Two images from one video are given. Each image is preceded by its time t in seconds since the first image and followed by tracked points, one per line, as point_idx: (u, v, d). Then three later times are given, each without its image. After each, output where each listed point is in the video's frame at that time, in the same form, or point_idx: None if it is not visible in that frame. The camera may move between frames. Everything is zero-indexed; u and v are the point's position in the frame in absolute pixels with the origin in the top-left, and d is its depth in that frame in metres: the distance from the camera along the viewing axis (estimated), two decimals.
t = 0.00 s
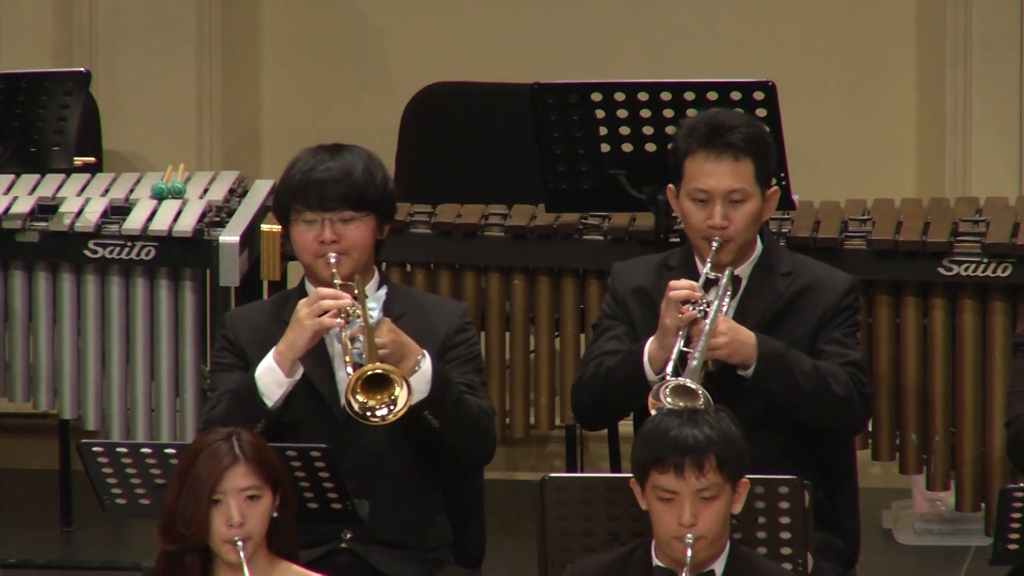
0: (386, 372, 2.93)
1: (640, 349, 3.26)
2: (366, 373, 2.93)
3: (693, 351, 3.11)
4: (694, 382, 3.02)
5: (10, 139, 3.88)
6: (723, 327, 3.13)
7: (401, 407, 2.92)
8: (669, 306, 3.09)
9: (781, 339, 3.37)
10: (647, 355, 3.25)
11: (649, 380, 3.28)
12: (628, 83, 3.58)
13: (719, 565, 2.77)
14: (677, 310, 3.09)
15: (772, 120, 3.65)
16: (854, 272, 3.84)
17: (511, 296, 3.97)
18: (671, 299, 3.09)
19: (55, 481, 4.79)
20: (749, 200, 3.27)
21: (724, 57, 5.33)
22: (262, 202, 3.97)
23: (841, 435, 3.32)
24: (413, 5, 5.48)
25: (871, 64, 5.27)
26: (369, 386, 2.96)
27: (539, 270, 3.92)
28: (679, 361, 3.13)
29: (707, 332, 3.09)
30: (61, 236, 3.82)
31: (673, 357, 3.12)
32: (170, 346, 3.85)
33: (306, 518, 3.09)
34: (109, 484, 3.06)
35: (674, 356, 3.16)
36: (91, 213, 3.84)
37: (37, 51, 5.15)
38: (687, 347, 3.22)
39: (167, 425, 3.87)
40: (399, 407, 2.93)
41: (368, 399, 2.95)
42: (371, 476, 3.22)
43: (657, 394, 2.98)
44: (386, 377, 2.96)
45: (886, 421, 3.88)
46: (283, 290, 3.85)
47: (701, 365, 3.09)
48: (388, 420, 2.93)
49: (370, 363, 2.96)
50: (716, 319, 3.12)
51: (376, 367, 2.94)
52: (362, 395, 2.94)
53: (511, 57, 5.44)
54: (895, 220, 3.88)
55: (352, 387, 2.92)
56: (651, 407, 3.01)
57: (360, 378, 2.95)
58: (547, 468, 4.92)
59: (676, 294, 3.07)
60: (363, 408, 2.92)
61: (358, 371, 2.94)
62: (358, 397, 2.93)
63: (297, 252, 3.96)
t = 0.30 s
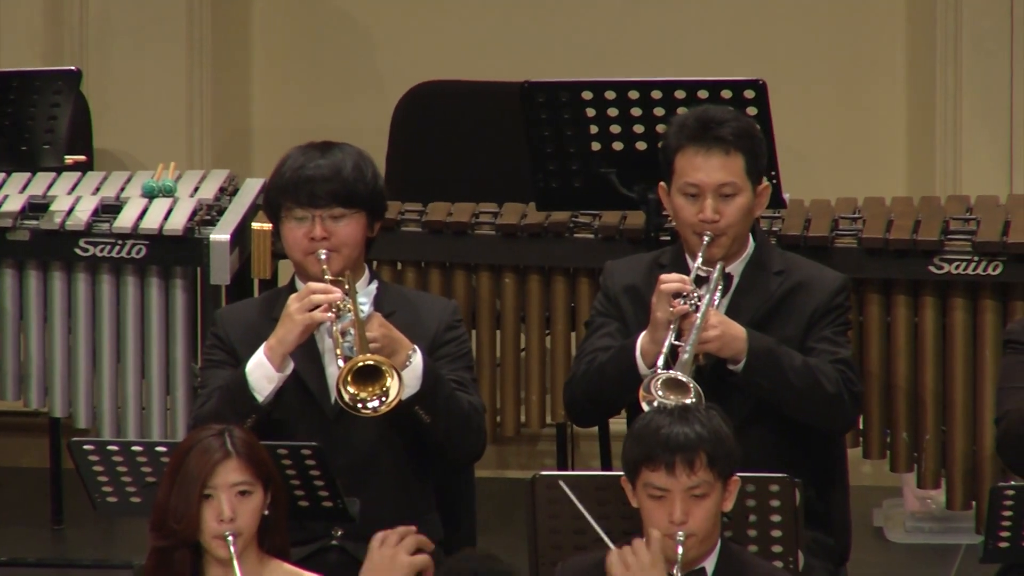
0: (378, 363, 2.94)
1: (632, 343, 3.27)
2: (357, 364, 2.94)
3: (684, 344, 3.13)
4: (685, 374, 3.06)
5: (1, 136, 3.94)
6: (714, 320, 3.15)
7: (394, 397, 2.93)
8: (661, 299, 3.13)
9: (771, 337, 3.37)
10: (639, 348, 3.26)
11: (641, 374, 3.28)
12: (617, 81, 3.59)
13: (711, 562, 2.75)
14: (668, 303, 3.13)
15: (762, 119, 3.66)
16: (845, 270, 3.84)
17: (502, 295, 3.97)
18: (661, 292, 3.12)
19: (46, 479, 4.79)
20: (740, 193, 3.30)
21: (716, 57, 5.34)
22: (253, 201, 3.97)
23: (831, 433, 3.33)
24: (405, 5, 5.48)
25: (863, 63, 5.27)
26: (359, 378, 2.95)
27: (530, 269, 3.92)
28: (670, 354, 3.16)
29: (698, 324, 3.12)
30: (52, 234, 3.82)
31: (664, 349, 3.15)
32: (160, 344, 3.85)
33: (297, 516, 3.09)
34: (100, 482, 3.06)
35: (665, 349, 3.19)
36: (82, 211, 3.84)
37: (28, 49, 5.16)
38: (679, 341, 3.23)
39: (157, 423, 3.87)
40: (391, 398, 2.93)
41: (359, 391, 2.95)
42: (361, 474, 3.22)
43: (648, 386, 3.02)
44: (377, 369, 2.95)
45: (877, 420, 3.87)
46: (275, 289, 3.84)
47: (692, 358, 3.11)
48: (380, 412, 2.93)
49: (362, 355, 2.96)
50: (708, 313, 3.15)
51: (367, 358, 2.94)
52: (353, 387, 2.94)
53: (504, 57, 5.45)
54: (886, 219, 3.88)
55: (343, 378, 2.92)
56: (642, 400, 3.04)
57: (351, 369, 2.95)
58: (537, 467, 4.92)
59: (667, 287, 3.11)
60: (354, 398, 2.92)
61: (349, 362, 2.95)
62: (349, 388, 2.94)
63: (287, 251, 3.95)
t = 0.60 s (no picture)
0: (369, 372, 2.93)
1: (624, 344, 3.28)
2: (348, 373, 2.93)
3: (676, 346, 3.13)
4: (677, 375, 3.07)
5: None
6: (706, 321, 3.15)
7: (385, 406, 2.94)
8: (653, 299, 3.12)
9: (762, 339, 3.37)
10: (630, 350, 3.27)
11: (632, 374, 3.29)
12: (609, 83, 3.58)
13: (702, 565, 2.77)
14: (661, 302, 3.12)
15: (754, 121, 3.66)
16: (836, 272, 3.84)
17: (493, 296, 3.97)
18: (654, 292, 3.13)
19: (38, 480, 4.79)
20: (732, 195, 3.31)
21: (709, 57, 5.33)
22: (244, 202, 3.97)
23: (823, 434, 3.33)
24: (398, 6, 5.48)
25: (856, 64, 5.27)
26: (350, 385, 2.96)
27: (521, 270, 3.93)
28: (662, 354, 3.16)
29: (689, 327, 3.10)
30: (43, 236, 3.82)
31: (656, 350, 3.15)
32: (152, 346, 3.85)
33: (288, 517, 3.09)
34: (91, 484, 3.05)
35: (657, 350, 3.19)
36: (73, 213, 3.84)
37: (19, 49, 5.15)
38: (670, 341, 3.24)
39: (148, 425, 3.87)
40: (382, 407, 2.94)
41: (350, 399, 2.96)
42: (352, 476, 3.22)
43: (640, 385, 3.03)
44: (369, 378, 2.96)
45: (869, 420, 3.86)
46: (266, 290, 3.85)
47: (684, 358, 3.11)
48: (371, 420, 2.94)
49: (353, 363, 2.95)
50: (700, 315, 3.13)
51: (358, 367, 2.93)
52: (344, 395, 2.95)
53: (497, 57, 5.45)
54: (877, 220, 3.88)
55: (334, 387, 2.93)
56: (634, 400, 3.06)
57: (342, 377, 2.95)
58: (528, 468, 4.92)
59: (659, 286, 3.11)
60: (345, 408, 2.93)
61: (340, 371, 2.95)
62: (340, 397, 2.94)
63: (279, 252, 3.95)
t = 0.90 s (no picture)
0: (361, 368, 2.94)
1: (616, 340, 3.28)
2: (340, 369, 2.94)
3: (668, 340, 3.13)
4: (670, 365, 3.07)
5: None
6: (699, 317, 3.14)
7: (376, 403, 2.93)
8: (646, 294, 3.13)
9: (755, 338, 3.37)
10: (622, 344, 3.27)
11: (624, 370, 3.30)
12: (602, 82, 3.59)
13: (695, 564, 2.75)
14: (653, 297, 3.13)
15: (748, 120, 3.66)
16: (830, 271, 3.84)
17: (486, 296, 3.97)
18: (646, 287, 3.14)
19: (31, 480, 4.79)
20: (726, 191, 3.31)
21: (703, 57, 5.34)
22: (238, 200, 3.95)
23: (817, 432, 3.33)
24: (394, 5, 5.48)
25: (851, 63, 5.27)
26: (343, 382, 2.96)
27: (515, 269, 3.92)
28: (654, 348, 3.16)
29: (682, 319, 3.11)
30: (36, 236, 3.82)
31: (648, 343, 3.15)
32: (145, 345, 3.85)
33: (283, 517, 3.10)
34: (85, 484, 3.06)
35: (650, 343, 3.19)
36: (66, 212, 3.85)
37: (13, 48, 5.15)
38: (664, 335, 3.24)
39: (141, 424, 3.87)
40: (374, 404, 2.94)
41: (343, 396, 2.95)
42: (344, 475, 3.22)
43: (632, 376, 3.05)
44: (361, 373, 2.96)
45: (861, 422, 3.88)
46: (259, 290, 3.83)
47: (676, 352, 3.11)
48: (362, 417, 2.94)
49: (346, 360, 2.96)
50: (693, 308, 3.13)
51: (350, 363, 2.94)
52: (336, 392, 2.95)
53: (492, 57, 5.45)
54: (870, 220, 3.88)
55: (326, 382, 2.93)
56: (625, 389, 3.08)
57: (335, 373, 2.96)
58: (521, 468, 4.92)
59: (653, 282, 3.12)
60: (337, 404, 2.93)
61: (333, 366, 2.96)
62: (332, 393, 2.94)
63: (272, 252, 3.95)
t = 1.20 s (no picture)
0: (347, 373, 2.94)
1: (601, 341, 3.28)
2: (326, 373, 2.94)
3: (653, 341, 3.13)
4: (654, 369, 3.07)
5: None
6: (684, 319, 3.14)
7: (361, 408, 2.94)
8: (630, 296, 3.13)
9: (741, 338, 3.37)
10: (608, 346, 3.27)
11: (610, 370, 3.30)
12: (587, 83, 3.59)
13: (681, 565, 2.74)
14: (637, 299, 3.13)
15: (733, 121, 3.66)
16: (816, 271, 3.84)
17: (472, 296, 3.98)
18: (631, 289, 3.13)
19: (18, 481, 4.79)
20: (711, 193, 3.31)
21: (692, 57, 5.34)
22: (223, 201, 3.97)
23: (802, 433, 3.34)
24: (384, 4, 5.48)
25: (840, 63, 5.27)
26: (329, 386, 2.97)
27: (500, 270, 3.93)
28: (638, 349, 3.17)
29: (666, 321, 3.12)
30: (22, 237, 3.82)
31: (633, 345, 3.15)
32: (131, 346, 3.85)
33: (269, 518, 3.09)
34: (71, 484, 3.06)
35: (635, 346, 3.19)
36: (52, 213, 3.85)
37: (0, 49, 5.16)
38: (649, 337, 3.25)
39: (127, 425, 3.87)
40: (359, 408, 2.94)
41: (329, 399, 2.96)
42: (329, 476, 3.22)
43: (616, 379, 3.03)
44: (347, 378, 2.96)
45: (846, 422, 3.88)
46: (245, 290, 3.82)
47: (660, 355, 3.11)
48: (348, 420, 2.95)
49: (331, 363, 2.96)
50: (677, 310, 3.13)
51: (336, 367, 2.94)
52: (322, 395, 2.95)
53: (482, 57, 5.44)
54: (856, 220, 3.88)
55: (311, 388, 2.94)
56: (609, 392, 3.06)
57: (320, 377, 2.95)
58: (507, 468, 4.92)
59: (637, 285, 3.11)
60: (323, 408, 2.93)
61: (319, 371, 2.95)
62: (318, 398, 2.95)
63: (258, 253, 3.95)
